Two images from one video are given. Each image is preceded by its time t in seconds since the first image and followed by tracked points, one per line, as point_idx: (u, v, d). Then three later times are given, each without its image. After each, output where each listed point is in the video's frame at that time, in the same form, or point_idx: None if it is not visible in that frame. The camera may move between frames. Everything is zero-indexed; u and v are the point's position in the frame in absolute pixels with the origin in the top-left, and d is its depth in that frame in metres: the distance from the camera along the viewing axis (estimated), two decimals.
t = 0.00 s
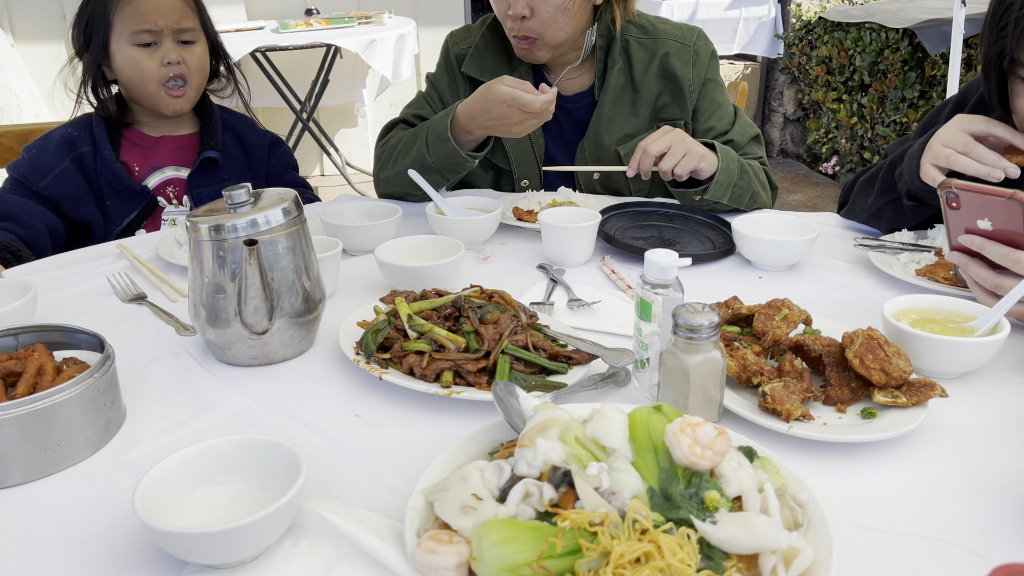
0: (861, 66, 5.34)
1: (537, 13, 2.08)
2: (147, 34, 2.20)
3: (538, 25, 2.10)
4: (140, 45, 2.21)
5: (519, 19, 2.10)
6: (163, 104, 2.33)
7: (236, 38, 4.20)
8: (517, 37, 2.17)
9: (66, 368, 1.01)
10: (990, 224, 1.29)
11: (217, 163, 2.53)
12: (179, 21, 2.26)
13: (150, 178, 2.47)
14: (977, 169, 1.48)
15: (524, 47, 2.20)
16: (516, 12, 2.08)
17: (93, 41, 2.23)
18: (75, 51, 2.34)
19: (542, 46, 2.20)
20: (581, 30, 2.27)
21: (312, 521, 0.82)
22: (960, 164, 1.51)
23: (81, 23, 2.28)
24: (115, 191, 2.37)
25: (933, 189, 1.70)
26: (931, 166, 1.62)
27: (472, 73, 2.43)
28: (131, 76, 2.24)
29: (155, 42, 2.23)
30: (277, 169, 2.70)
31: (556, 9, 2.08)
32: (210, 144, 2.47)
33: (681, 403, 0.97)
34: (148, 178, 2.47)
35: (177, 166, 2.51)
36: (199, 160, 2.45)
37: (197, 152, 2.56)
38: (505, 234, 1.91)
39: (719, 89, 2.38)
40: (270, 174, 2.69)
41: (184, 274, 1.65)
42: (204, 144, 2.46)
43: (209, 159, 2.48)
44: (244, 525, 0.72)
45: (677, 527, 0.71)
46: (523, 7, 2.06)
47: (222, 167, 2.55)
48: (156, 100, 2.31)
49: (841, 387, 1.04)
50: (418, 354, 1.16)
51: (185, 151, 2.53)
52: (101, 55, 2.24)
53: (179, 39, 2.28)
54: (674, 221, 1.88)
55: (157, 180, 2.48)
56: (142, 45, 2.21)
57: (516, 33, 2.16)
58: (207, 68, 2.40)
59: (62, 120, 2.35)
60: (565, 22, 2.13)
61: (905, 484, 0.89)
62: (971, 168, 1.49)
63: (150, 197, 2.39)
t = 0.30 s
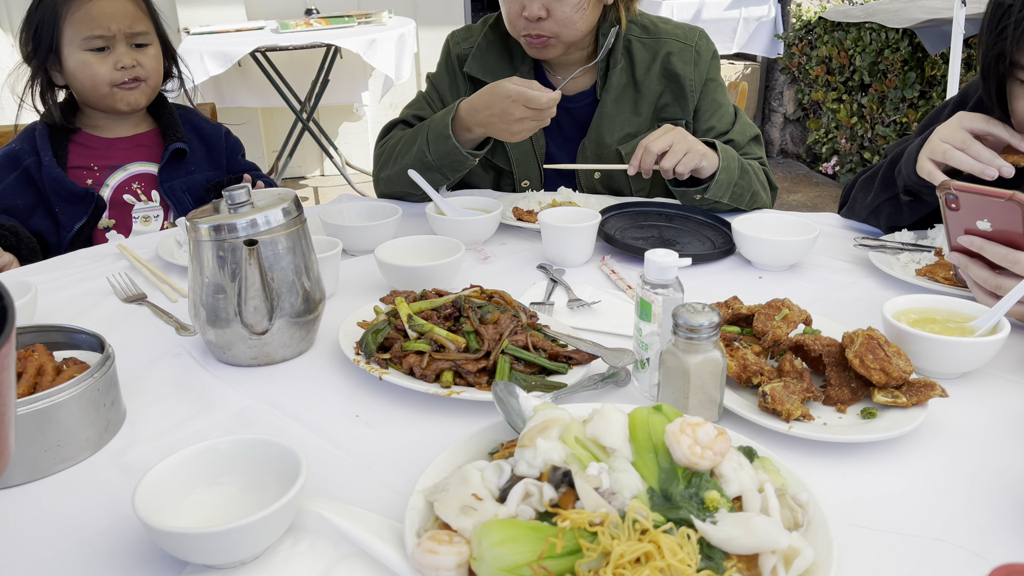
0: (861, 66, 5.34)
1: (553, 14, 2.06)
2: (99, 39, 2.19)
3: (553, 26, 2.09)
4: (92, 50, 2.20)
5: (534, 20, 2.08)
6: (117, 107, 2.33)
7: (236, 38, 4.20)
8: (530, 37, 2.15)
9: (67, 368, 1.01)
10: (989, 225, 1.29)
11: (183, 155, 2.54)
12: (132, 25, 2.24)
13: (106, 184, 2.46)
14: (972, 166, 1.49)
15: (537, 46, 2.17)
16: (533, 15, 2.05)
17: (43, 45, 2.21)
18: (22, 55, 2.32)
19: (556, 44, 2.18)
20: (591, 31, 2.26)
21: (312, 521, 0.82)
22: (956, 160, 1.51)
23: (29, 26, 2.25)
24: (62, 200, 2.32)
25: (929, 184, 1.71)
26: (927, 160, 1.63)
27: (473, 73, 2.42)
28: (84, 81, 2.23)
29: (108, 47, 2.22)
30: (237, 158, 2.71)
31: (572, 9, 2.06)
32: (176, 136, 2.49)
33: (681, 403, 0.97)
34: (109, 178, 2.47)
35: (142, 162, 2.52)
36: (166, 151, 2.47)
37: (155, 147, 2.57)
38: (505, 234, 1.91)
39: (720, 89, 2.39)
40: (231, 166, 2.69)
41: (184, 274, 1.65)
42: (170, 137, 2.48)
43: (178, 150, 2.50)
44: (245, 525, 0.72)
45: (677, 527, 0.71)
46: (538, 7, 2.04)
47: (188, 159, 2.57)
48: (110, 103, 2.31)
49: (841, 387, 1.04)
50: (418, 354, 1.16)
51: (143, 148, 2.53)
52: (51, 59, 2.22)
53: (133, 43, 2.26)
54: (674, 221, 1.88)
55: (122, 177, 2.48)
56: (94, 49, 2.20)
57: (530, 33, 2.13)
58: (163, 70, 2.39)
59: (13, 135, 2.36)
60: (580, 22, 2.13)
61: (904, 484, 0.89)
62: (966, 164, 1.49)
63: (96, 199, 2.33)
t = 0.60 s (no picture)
0: (861, 66, 5.34)
1: (582, 15, 2.06)
2: (87, 49, 2.18)
3: (581, 27, 2.08)
4: (80, 60, 2.20)
5: (562, 20, 2.07)
6: (106, 114, 2.34)
7: (237, 38, 4.20)
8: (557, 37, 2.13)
9: (66, 368, 1.01)
10: (989, 221, 1.29)
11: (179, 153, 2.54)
12: (119, 33, 2.23)
13: (94, 183, 2.46)
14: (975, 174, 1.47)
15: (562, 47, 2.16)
16: (562, 15, 2.05)
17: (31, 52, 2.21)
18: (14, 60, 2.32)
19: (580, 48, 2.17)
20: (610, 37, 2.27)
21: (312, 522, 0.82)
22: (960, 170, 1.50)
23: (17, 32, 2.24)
24: (34, 196, 2.30)
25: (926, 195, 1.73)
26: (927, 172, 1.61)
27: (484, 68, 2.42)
28: (73, 90, 2.23)
29: (95, 56, 2.21)
30: (232, 139, 2.71)
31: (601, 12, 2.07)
32: (170, 134, 2.49)
33: (681, 403, 0.97)
34: (99, 176, 2.47)
35: (130, 160, 2.51)
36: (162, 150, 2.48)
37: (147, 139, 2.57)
38: (505, 234, 1.91)
39: (729, 91, 2.38)
40: (227, 149, 2.69)
41: (183, 274, 1.65)
42: (163, 136, 2.48)
43: (172, 147, 2.49)
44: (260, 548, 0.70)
45: (677, 527, 0.71)
46: (568, 8, 2.03)
47: (184, 154, 2.56)
48: (99, 110, 2.32)
49: (841, 387, 1.04)
50: (418, 354, 1.16)
51: (135, 147, 2.53)
52: (40, 66, 2.23)
53: (120, 51, 2.25)
54: (674, 221, 1.88)
55: (112, 175, 2.48)
56: (82, 59, 2.19)
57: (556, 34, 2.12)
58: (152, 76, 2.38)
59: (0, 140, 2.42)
60: (606, 26, 2.14)
61: (905, 484, 0.89)
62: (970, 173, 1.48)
63: (70, 193, 2.31)
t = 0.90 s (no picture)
0: (861, 66, 5.34)
1: (600, 20, 2.06)
2: (96, 61, 2.18)
3: (597, 32, 2.08)
4: (89, 71, 2.20)
5: (580, 25, 2.06)
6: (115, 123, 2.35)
7: (237, 38, 4.20)
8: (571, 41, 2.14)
9: (67, 368, 1.01)
10: (987, 226, 1.29)
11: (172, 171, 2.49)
12: (128, 45, 2.22)
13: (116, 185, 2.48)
14: (977, 175, 1.47)
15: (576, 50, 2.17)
16: (579, 19, 2.04)
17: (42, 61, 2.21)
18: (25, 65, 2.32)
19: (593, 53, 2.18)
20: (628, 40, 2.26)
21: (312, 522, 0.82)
22: (961, 172, 1.50)
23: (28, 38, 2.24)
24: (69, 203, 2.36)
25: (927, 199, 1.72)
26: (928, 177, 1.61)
27: (497, 59, 2.38)
28: (82, 100, 2.24)
29: (104, 67, 2.21)
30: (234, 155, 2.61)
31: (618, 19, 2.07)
32: (163, 154, 2.44)
33: (681, 403, 0.97)
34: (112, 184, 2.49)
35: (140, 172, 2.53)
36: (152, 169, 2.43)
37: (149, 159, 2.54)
38: (505, 234, 1.91)
39: (737, 98, 2.38)
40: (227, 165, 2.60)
41: (184, 274, 1.65)
42: (157, 154, 2.44)
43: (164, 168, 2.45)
44: None
45: (677, 527, 0.71)
46: (586, 12, 2.03)
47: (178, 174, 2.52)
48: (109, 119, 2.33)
49: (841, 387, 1.04)
50: (418, 353, 1.16)
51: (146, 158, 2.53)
52: (51, 74, 2.23)
53: (129, 62, 2.25)
54: (674, 221, 1.88)
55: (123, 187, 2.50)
56: (91, 70, 2.20)
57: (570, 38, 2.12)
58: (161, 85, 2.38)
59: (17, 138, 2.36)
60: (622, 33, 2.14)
61: (906, 485, 0.89)
62: (971, 175, 1.48)
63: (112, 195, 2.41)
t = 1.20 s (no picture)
0: (861, 66, 5.33)
1: (611, 28, 2.06)
2: (97, 76, 2.18)
3: (608, 39, 2.08)
4: (91, 87, 2.20)
5: (591, 32, 2.06)
6: (117, 139, 2.35)
7: (237, 39, 4.20)
8: (583, 49, 2.14)
9: (67, 368, 1.01)
10: (989, 222, 1.29)
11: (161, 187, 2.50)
12: (128, 60, 2.23)
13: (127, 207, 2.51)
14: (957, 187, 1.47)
15: (587, 58, 2.17)
16: (591, 26, 2.04)
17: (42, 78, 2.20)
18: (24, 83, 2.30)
19: (606, 60, 2.18)
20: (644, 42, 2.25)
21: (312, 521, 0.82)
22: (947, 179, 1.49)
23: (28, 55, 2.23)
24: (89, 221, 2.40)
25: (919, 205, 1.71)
26: (917, 168, 1.60)
27: (510, 62, 2.37)
28: (84, 116, 2.24)
29: (105, 82, 2.21)
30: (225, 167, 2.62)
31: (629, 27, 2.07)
32: (148, 172, 2.43)
33: (681, 403, 0.97)
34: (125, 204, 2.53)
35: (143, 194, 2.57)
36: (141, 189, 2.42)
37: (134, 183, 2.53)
38: (505, 234, 1.91)
39: (740, 102, 2.38)
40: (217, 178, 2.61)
41: (184, 274, 1.65)
42: (143, 172, 2.42)
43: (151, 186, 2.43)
44: None
45: (677, 526, 0.71)
46: (597, 20, 2.03)
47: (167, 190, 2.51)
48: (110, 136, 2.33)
49: (841, 387, 1.04)
50: (418, 353, 1.16)
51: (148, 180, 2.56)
52: (51, 92, 2.23)
53: (130, 77, 2.26)
54: (674, 221, 1.88)
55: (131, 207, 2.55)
56: (92, 86, 2.20)
57: (583, 46, 2.12)
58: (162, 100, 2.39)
59: (24, 149, 2.32)
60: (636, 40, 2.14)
61: (905, 485, 0.89)
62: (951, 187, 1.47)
63: (129, 220, 2.47)
